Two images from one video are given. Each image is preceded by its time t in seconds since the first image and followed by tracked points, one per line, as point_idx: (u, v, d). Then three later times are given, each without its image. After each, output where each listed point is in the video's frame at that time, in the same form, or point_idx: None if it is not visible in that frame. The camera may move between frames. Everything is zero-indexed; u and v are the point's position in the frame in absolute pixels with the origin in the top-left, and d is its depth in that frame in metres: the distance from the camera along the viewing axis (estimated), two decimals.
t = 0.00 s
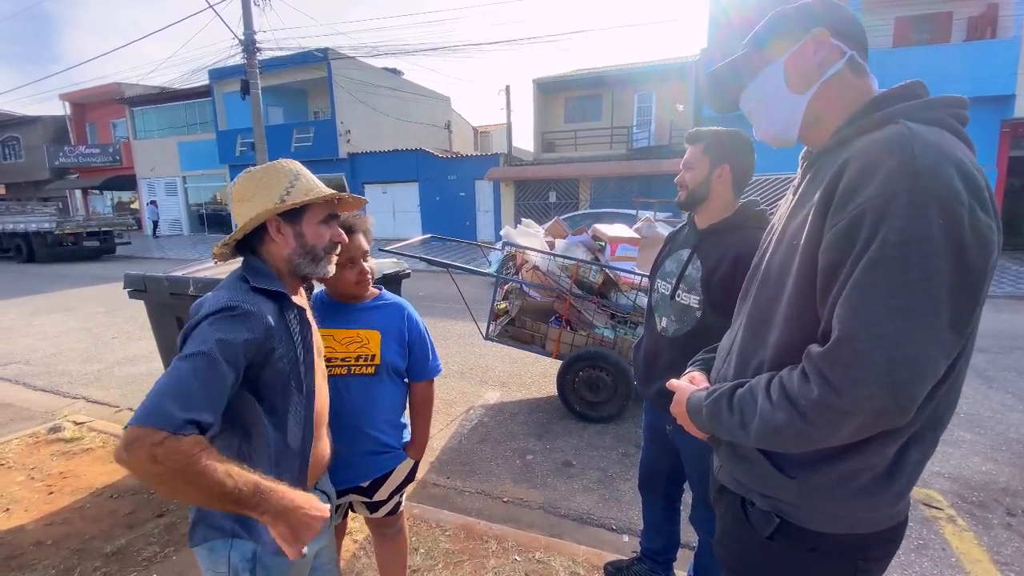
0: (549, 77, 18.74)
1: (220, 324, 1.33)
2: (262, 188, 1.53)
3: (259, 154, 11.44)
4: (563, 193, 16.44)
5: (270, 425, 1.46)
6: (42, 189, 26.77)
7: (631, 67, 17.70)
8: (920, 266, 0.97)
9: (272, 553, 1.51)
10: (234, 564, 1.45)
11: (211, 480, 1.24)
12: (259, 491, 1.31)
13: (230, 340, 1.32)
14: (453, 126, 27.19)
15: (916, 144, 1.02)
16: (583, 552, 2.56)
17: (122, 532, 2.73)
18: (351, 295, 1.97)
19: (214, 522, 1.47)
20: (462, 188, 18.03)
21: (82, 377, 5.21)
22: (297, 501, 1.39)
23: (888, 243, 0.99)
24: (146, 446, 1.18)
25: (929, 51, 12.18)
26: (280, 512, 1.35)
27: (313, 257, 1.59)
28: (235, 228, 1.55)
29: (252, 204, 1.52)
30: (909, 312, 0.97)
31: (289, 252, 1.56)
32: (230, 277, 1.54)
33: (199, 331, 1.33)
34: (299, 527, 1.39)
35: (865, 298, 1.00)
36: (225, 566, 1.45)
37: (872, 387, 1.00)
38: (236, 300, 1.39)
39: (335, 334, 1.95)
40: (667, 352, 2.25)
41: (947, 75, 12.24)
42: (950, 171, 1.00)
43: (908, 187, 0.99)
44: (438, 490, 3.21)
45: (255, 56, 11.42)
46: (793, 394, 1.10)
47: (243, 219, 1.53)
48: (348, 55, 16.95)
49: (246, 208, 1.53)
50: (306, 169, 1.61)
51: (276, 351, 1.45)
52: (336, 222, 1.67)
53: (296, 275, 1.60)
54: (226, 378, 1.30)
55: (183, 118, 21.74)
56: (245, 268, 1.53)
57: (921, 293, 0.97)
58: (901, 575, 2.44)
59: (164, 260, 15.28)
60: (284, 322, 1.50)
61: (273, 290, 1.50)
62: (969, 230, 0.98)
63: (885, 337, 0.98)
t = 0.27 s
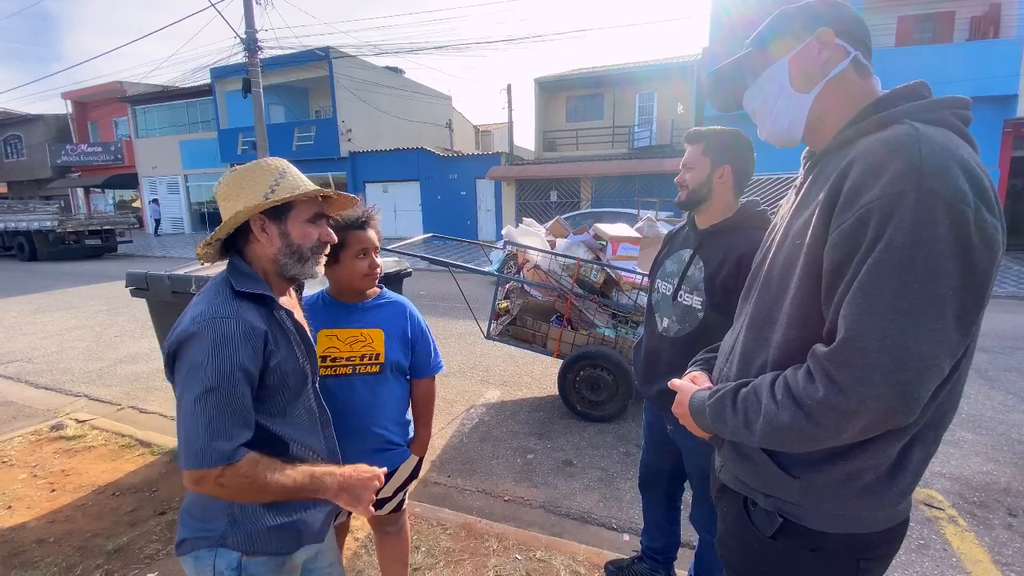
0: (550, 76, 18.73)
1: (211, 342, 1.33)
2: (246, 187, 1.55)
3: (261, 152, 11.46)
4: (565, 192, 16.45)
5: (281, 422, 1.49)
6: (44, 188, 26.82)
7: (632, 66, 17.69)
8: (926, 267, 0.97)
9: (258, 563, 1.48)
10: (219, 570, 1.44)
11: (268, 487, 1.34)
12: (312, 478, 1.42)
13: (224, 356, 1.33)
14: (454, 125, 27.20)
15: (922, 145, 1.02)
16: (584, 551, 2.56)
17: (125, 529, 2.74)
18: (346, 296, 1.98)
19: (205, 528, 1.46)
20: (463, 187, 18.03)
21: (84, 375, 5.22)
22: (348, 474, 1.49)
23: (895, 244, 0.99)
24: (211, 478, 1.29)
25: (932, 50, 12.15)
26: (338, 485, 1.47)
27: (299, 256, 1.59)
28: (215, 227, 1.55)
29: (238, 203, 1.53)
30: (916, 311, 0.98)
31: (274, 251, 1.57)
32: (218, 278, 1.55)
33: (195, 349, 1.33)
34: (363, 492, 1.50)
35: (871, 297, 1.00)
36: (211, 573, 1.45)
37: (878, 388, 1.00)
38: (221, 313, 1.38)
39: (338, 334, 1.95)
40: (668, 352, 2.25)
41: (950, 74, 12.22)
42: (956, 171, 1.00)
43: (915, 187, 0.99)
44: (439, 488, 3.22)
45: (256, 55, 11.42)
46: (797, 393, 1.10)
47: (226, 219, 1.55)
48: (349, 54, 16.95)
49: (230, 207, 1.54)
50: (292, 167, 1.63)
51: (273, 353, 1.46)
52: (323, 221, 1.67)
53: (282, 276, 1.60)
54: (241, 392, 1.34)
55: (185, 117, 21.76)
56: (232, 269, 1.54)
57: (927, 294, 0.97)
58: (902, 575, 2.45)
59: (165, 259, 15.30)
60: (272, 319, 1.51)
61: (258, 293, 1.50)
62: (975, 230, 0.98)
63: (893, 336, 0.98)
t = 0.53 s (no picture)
0: (552, 75, 18.71)
1: (207, 341, 1.33)
2: (227, 182, 1.56)
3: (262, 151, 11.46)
4: (566, 191, 16.45)
5: (282, 418, 1.50)
6: (46, 185, 26.83)
7: (634, 65, 17.68)
8: (924, 266, 0.97)
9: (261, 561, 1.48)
10: (222, 568, 1.45)
11: (270, 485, 1.37)
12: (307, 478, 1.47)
13: (221, 355, 1.33)
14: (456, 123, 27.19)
15: (922, 144, 1.03)
16: (585, 550, 2.57)
17: (127, 527, 2.75)
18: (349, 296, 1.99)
19: (208, 527, 1.48)
20: (465, 185, 18.04)
21: (86, 372, 5.24)
22: (334, 479, 1.55)
23: (893, 242, 0.99)
24: (216, 478, 1.31)
25: (936, 49, 12.12)
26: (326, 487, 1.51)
27: (285, 248, 1.60)
28: (200, 224, 1.57)
29: (219, 200, 1.55)
30: (913, 310, 0.98)
31: (260, 246, 1.59)
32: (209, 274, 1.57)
33: (192, 349, 1.34)
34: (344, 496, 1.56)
35: (869, 296, 1.00)
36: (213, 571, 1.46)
37: (876, 386, 1.01)
38: (216, 311, 1.38)
39: (340, 333, 1.96)
40: (669, 352, 2.25)
41: (952, 75, 12.19)
42: (955, 170, 1.00)
43: (915, 186, 1.00)
44: (440, 487, 3.22)
45: (258, 53, 11.42)
46: (795, 390, 1.10)
47: (210, 215, 1.56)
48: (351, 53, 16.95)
49: (213, 204, 1.56)
50: (271, 158, 1.63)
51: (271, 350, 1.46)
52: (308, 210, 1.67)
53: (273, 270, 1.62)
54: (243, 391, 1.35)
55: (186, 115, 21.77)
56: (222, 267, 1.55)
57: (925, 293, 0.98)
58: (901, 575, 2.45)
59: (167, 257, 15.32)
60: (267, 314, 1.51)
61: (251, 289, 1.50)
62: (974, 230, 0.98)
63: (889, 334, 0.99)
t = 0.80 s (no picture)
0: (553, 74, 18.70)
1: (213, 330, 1.38)
2: (229, 179, 1.57)
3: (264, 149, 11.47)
4: (567, 190, 16.47)
5: (291, 408, 1.51)
6: (48, 183, 26.83)
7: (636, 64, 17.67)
8: (923, 262, 0.97)
9: (278, 543, 1.54)
10: (244, 552, 1.52)
11: (256, 486, 1.33)
12: (299, 494, 1.39)
13: (226, 344, 1.37)
14: (457, 122, 27.21)
15: (924, 141, 1.03)
16: (585, 549, 2.57)
17: (128, 523, 2.75)
18: (346, 293, 2.00)
19: (228, 512, 1.56)
20: (466, 184, 18.04)
21: (88, 370, 5.24)
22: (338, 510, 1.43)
23: (894, 239, 0.99)
24: (212, 464, 1.32)
25: (938, 49, 12.09)
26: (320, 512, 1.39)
27: (287, 244, 1.60)
28: (205, 221, 1.59)
29: (221, 198, 1.56)
30: (914, 306, 0.98)
31: (263, 243, 1.60)
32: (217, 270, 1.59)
33: (201, 337, 1.39)
34: (340, 531, 1.41)
35: (870, 292, 1.00)
36: (235, 555, 1.53)
37: (875, 381, 1.01)
38: (224, 303, 1.42)
39: (340, 331, 1.95)
40: (670, 350, 2.25)
41: (954, 75, 12.16)
42: (956, 167, 1.00)
43: (916, 182, 1.00)
44: (440, 485, 3.23)
45: (260, 51, 11.42)
46: (795, 385, 1.10)
47: (214, 213, 1.58)
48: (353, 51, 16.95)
49: (216, 202, 1.58)
50: (273, 154, 1.63)
51: (280, 341, 1.48)
52: (310, 206, 1.68)
53: (278, 265, 1.63)
54: (246, 380, 1.37)
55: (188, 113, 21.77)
56: (226, 262, 1.57)
57: (925, 289, 0.98)
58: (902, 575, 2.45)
59: (168, 255, 15.33)
60: (275, 306, 1.52)
61: (260, 283, 1.52)
62: (975, 227, 0.98)
63: (888, 330, 0.99)
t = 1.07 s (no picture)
0: (555, 73, 18.68)
1: (217, 325, 1.42)
2: (236, 176, 1.58)
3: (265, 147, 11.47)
4: (569, 189, 16.48)
5: (296, 398, 1.54)
6: (50, 180, 26.88)
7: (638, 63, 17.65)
8: (929, 259, 0.97)
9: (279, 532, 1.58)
10: (246, 540, 1.57)
11: (252, 487, 1.39)
12: (288, 507, 1.45)
13: (229, 340, 1.41)
14: (458, 121, 27.22)
15: (930, 138, 1.03)
16: (584, 546, 2.58)
17: (129, 519, 2.76)
18: (342, 290, 1.99)
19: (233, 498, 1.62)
20: (467, 183, 18.05)
21: (89, 366, 5.26)
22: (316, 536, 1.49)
23: (899, 236, 0.99)
24: (222, 452, 1.39)
25: (941, 49, 12.05)
26: (300, 533, 1.46)
27: (291, 240, 1.61)
28: (212, 216, 1.61)
29: (227, 195, 1.58)
30: (919, 304, 0.98)
31: (268, 239, 1.61)
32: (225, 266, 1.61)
33: (207, 331, 1.43)
34: (315, 559, 1.46)
35: (874, 290, 1.00)
36: (237, 541, 1.58)
37: (879, 379, 1.01)
38: (232, 298, 1.45)
39: (336, 330, 1.93)
40: (669, 348, 2.25)
41: (957, 76, 12.12)
42: (963, 165, 1.00)
43: (922, 179, 0.99)
44: (440, 482, 3.23)
45: (261, 49, 11.43)
46: (797, 383, 1.11)
47: (221, 210, 1.60)
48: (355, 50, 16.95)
49: (223, 199, 1.59)
50: (279, 150, 1.63)
51: (283, 334, 1.50)
52: (314, 203, 1.68)
53: (282, 261, 1.63)
54: (248, 376, 1.40)
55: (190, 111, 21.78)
56: (234, 257, 1.59)
57: (930, 287, 0.97)
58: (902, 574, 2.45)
59: (170, 252, 15.34)
60: (280, 300, 1.54)
61: (267, 278, 1.54)
62: (981, 226, 0.98)
63: (893, 328, 0.99)
